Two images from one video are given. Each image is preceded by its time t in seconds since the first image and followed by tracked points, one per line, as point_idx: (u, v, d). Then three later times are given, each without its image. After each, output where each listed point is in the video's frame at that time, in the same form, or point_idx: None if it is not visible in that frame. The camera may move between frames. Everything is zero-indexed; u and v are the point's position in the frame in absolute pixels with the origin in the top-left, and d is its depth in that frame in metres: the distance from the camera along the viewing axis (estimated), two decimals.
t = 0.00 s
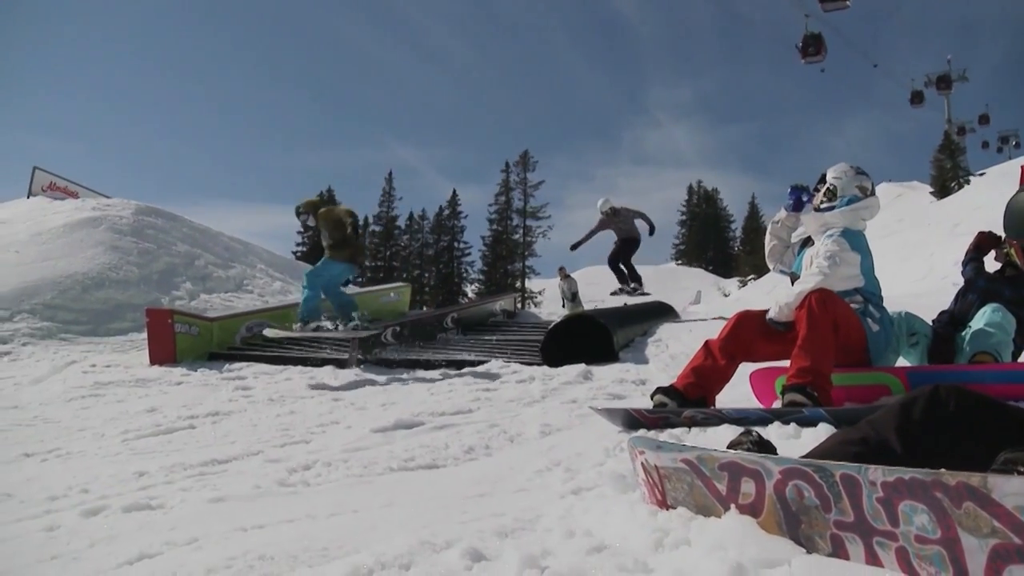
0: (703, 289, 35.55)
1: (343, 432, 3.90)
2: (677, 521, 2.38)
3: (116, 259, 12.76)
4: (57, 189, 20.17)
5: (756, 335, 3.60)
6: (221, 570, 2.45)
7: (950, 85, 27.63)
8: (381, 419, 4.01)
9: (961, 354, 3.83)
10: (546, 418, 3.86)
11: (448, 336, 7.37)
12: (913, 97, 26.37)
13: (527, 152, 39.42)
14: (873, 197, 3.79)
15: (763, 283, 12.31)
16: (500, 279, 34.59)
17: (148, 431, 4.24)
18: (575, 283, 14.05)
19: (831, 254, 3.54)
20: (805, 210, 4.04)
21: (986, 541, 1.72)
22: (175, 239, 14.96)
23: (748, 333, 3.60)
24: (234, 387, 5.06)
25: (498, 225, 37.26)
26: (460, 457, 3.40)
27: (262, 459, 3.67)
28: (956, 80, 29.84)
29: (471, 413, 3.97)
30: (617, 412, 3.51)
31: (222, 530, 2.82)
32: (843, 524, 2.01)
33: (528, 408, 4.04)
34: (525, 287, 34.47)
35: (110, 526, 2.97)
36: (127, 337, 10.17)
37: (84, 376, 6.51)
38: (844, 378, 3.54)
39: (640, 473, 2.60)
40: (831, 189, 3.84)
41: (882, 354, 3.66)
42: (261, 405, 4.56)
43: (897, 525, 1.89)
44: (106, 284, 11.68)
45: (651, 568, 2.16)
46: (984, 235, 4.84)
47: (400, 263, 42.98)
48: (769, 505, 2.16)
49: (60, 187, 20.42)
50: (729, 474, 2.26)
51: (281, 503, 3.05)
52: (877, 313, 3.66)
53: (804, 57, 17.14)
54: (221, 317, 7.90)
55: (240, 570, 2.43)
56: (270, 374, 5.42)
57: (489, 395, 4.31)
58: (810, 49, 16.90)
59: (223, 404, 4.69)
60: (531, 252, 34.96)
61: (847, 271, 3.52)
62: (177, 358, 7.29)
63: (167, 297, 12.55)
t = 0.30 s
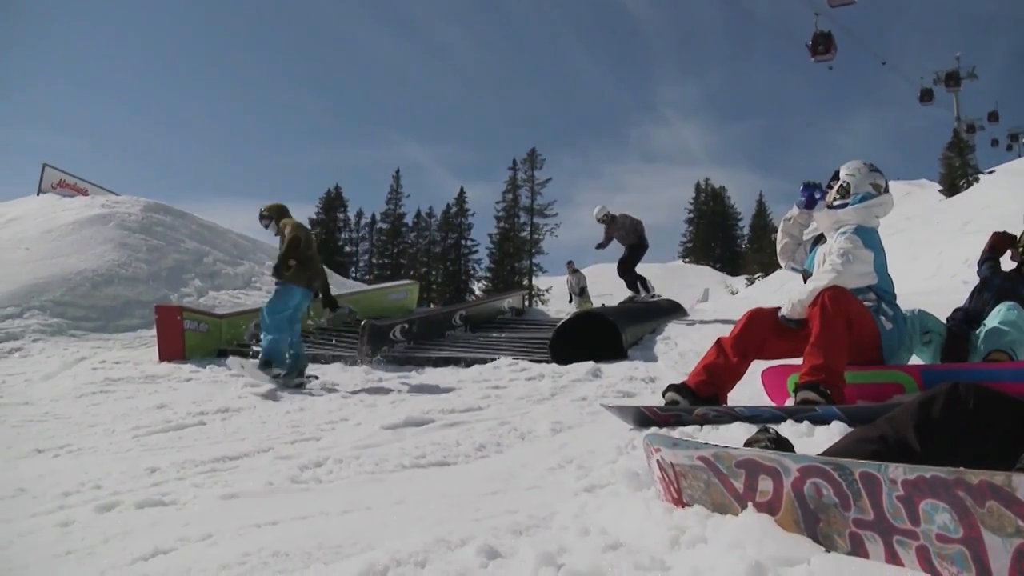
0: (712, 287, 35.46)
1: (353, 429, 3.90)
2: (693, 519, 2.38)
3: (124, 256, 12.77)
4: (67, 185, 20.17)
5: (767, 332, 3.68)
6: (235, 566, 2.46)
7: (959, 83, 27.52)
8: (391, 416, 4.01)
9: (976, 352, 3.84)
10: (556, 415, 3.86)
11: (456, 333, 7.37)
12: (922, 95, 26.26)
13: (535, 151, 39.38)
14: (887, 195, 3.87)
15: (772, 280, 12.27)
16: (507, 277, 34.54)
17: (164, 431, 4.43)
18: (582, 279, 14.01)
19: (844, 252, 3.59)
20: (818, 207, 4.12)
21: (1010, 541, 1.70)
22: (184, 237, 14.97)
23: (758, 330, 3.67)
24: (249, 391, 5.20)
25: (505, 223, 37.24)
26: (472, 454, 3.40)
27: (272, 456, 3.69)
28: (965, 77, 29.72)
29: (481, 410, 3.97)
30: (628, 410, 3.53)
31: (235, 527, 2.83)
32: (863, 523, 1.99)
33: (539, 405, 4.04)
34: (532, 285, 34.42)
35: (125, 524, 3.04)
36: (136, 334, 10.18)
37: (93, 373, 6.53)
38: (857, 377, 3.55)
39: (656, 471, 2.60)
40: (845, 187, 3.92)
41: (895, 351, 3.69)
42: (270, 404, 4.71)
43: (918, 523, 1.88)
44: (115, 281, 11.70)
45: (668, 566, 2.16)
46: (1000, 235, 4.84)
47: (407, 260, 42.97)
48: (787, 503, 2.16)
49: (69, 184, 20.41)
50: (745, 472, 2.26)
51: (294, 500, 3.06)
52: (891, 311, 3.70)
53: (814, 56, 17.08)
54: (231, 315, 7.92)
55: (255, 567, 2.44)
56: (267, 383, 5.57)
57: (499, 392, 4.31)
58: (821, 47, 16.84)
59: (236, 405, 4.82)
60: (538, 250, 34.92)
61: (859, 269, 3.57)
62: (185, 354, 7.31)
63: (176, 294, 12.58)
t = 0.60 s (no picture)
0: (725, 280, 35.30)
1: (369, 422, 3.92)
2: (716, 512, 2.38)
3: (139, 249, 12.83)
4: (82, 179, 20.24)
5: (786, 325, 3.72)
6: (257, 558, 2.47)
7: (975, 73, 27.25)
8: (408, 408, 4.02)
9: (998, 346, 3.83)
10: (572, 408, 3.87)
11: (470, 327, 7.38)
12: (939, 86, 26.01)
13: (547, 143, 39.22)
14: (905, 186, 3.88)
15: (787, 273, 12.19)
16: (519, 269, 34.52)
17: (183, 423, 4.55)
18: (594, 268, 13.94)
19: (863, 244, 3.59)
20: (837, 199, 4.13)
21: None
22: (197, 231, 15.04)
23: (778, 323, 3.71)
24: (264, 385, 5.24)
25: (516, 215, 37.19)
26: (489, 446, 3.40)
27: (290, 448, 3.71)
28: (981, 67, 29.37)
29: (497, 403, 3.98)
30: (646, 404, 3.56)
31: (256, 519, 2.85)
32: (889, 517, 1.98)
33: (555, 398, 4.05)
34: (544, 277, 34.39)
35: (148, 515, 3.08)
36: (151, 326, 10.23)
37: (111, 366, 6.58)
38: (877, 370, 3.55)
39: (678, 464, 2.62)
40: (864, 178, 3.92)
41: (914, 344, 3.70)
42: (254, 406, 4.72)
43: (946, 518, 1.86)
44: (130, 274, 11.77)
45: (692, 559, 2.16)
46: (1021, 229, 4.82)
47: (419, 253, 43.02)
48: (810, 496, 2.15)
49: (84, 177, 20.48)
50: (769, 465, 2.26)
51: (314, 491, 3.07)
52: (910, 304, 3.71)
53: (830, 48, 16.92)
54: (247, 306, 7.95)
55: (277, 559, 2.45)
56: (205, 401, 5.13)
57: (514, 384, 4.31)
58: (837, 40, 16.68)
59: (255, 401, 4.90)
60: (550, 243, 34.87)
61: (879, 261, 3.58)
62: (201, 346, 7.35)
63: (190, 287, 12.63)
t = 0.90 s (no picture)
0: (744, 275, 35.09)
1: (391, 418, 3.94)
2: (744, 508, 2.38)
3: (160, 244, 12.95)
4: (105, 175, 20.43)
5: (809, 322, 3.71)
6: (284, 553, 2.49)
7: (999, 67, 26.89)
8: (430, 404, 4.04)
9: None
10: (594, 404, 3.88)
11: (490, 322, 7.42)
12: (963, 81, 25.64)
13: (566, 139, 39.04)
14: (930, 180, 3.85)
15: (808, 268, 12.11)
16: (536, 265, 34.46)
17: (206, 418, 4.58)
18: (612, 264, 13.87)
19: (890, 240, 3.57)
20: (862, 196, 4.11)
21: None
22: (219, 226, 15.17)
23: (802, 319, 3.70)
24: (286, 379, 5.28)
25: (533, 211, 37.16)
26: (512, 442, 3.41)
27: (313, 443, 3.74)
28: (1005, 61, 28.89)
29: (518, 399, 4.00)
30: (669, 400, 3.57)
31: (282, 514, 2.87)
32: (921, 516, 1.95)
33: (577, 394, 4.06)
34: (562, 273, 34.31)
35: (173, 509, 3.11)
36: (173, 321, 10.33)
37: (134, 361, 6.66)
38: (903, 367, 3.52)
39: (704, 461, 2.61)
40: (888, 174, 3.90)
41: (941, 341, 3.66)
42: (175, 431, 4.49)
43: (981, 518, 1.83)
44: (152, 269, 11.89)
45: (720, 556, 2.16)
46: None
47: (440, 249, 43.04)
48: (840, 493, 2.13)
49: (107, 173, 20.68)
50: (798, 462, 2.25)
51: (339, 486, 3.10)
52: (937, 301, 3.68)
53: (854, 44, 16.70)
54: (268, 301, 8.01)
55: (303, 554, 2.47)
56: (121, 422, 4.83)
57: (535, 380, 4.33)
58: (860, 35, 16.47)
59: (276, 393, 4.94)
60: (570, 238, 34.78)
61: (906, 257, 3.55)
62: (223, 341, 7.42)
63: (212, 282, 12.73)
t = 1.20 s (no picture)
0: (766, 271, 34.77)
1: (416, 414, 3.98)
2: (776, 504, 2.37)
3: (185, 242, 13.11)
4: (130, 174, 20.69)
5: (837, 317, 3.69)
6: (315, 550, 2.52)
7: None
8: (457, 400, 4.07)
9: None
10: (620, 401, 3.90)
11: (514, 318, 7.45)
12: (992, 74, 25.17)
13: (587, 134, 38.98)
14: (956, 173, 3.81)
15: (833, 263, 11.97)
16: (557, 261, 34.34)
17: (233, 415, 4.64)
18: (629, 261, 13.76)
19: (920, 235, 3.53)
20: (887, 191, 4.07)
21: None
22: (242, 223, 15.32)
23: (829, 315, 3.68)
24: (313, 376, 5.33)
25: (554, 207, 37.07)
26: (538, 439, 3.42)
27: (340, 439, 3.77)
28: None
29: (544, 395, 4.02)
30: (696, 397, 3.57)
31: (312, 510, 2.91)
32: (960, 514, 1.92)
33: (603, 390, 4.07)
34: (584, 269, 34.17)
35: (204, 505, 3.16)
36: (198, 318, 10.46)
37: (161, 358, 6.75)
38: (933, 363, 3.49)
39: (736, 457, 2.61)
40: (913, 168, 3.86)
41: (972, 336, 3.62)
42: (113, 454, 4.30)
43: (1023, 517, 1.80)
44: (177, 267, 12.03)
45: (753, 554, 2.15)
46: None
47: (461, 246, 43.03)
48: (875, 491, 2.11)
49: (132, 171, 20.94)
50: (832, 459, 2.24)
51: (367, 483, 3.12)
52: (969, 296, 3.63)
53: (880, 38, 16.42)
54: (292, 298, 8.09)
55: (334, 551, 2.50)
56: None
57: (560, 377, 4.35)
58: (886, 29, 16.20)
59: (303, 390, 5.00)
60: (592, 235, 34.62)
61: (937, 252, 3.51)
62: (247, 338, 7.50)
63: (237, 279, 12.85)
